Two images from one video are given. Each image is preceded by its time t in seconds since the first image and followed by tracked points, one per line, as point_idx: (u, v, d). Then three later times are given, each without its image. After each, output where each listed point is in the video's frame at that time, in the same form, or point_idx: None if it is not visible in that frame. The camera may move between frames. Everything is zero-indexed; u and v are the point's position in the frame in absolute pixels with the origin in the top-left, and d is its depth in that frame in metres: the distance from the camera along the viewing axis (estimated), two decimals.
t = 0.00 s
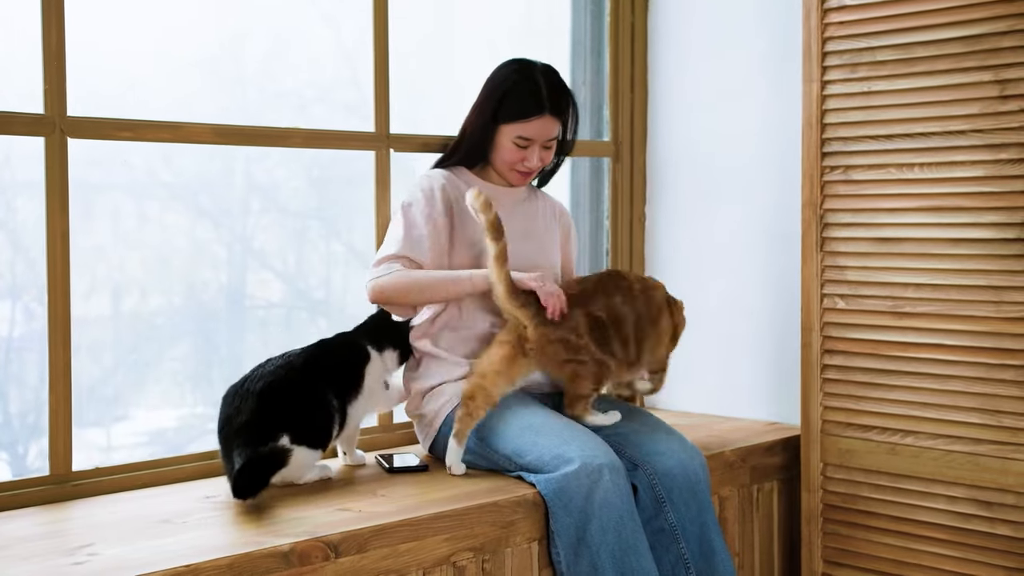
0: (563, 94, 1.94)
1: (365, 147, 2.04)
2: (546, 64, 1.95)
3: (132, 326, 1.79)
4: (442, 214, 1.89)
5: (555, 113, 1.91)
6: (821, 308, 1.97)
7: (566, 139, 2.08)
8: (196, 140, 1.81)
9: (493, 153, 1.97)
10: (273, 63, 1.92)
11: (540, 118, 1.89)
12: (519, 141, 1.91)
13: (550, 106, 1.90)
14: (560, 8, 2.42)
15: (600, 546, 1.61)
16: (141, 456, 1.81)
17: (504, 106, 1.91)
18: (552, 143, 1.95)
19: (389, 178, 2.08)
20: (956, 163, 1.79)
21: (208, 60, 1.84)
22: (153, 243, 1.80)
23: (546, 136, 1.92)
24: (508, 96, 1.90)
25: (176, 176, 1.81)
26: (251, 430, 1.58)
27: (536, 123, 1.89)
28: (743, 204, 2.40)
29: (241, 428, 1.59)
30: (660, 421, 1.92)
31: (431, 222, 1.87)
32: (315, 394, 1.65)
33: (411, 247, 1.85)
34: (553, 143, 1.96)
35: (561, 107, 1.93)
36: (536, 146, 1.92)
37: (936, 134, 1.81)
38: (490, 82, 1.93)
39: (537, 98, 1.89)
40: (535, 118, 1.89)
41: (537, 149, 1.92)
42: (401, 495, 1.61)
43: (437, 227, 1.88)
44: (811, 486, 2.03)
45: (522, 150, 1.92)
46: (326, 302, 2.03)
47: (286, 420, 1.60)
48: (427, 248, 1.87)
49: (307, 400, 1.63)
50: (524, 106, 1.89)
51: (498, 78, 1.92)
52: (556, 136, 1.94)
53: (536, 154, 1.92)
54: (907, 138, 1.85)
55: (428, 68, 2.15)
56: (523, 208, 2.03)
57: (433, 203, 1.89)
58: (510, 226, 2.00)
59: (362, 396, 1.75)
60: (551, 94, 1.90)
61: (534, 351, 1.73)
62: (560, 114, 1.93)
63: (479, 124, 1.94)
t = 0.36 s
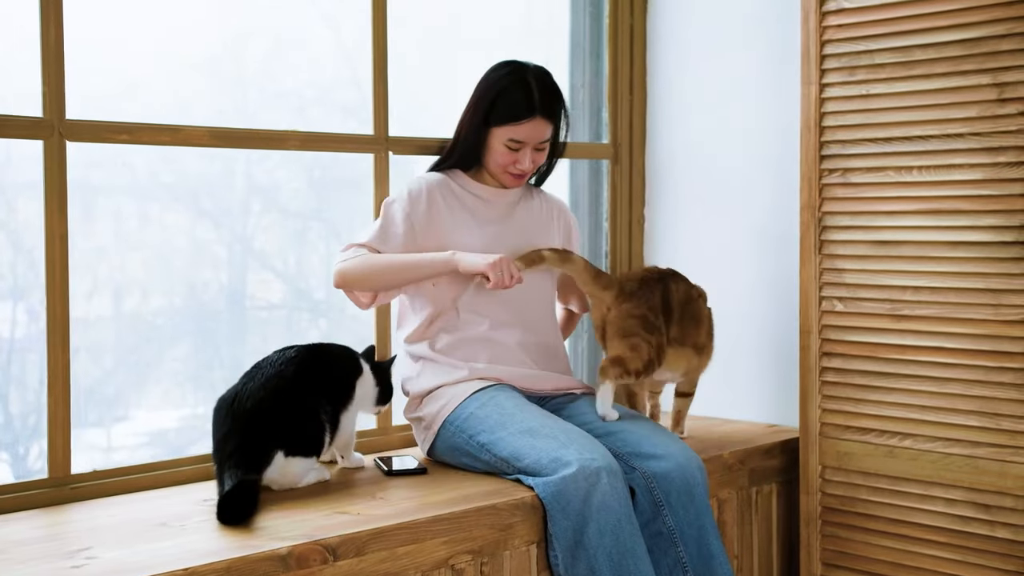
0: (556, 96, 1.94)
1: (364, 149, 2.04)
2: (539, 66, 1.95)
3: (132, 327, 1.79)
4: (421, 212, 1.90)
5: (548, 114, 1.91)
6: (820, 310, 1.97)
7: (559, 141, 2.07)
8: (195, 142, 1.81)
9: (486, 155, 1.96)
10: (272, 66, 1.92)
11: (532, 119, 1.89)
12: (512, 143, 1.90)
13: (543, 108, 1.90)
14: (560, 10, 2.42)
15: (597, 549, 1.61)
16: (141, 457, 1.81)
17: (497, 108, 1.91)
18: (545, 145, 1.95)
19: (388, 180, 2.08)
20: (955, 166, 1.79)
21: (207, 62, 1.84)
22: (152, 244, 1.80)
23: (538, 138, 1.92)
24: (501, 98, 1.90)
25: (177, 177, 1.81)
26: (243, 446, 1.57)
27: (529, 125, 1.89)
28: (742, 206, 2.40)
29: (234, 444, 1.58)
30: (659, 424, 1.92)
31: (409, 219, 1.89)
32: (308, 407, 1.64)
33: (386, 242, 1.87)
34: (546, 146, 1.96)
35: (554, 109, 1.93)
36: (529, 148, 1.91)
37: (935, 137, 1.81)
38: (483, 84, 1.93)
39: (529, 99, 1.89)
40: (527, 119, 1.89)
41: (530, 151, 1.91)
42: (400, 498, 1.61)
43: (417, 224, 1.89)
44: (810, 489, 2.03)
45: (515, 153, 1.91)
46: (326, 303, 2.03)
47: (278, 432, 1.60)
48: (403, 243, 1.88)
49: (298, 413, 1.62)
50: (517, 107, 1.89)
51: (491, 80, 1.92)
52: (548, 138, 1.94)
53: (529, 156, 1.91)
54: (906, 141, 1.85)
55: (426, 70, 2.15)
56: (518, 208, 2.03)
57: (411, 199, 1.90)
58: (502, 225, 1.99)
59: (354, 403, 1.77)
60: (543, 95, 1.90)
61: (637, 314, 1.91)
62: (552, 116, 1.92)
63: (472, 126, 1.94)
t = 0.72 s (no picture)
0: (553, 111, 1.93)
1: (367, 148, 2.04)
2: (541, 77, 1.94)
3: (132, 327, 1.78)
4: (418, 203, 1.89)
5: (540, 128, 1.90)
6: (823, 310, 1.97)
7: (561, 146, 2.04)
8: (199, 141, 1.82)
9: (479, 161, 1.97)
10: (276, 65, 1.92)
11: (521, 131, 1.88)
12: (499, 150, 1.90)
13: (533, 119, 1.89)
14: (563, 9, 2.42)
15: (602, 548, 1.62)
16: (142, 457, 1.80)
17: (491, 114, 1.91)
18: (537, 158, 1.94)
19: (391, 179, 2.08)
20: (959, 165, 1.79)
21: (211, 62, 1.85)
22: (153, 243, 1.79)
23: (526, 150, 1.90)
24: (496, 105, 1.91)
25: (178, 177, 1.81)
26: (249, 452, 1.57)
27: (518, 136, 1.89)
28: (745, 206, 2.40)
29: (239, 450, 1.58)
30: (663, 423, 1.91)
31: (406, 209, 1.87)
32: (312, 413, 1.65)
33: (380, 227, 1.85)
34: (538, 159, 1.94)
35: (548, 124, 1.91)
36: (515, 159, 1.90)
37: (939, 137, 1.81)
38: (484, 87, 1.94)
39: (521, 110, 1.88)
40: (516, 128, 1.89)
41: (515, 162, 1.90)
42: (404, 497, 1.61)
43: (413, 215, 1.88)
44: (814, 488, 2.03)
45: (502, 161, 1.91)
46: (326, 302, 2.03)
47: (284, 437, 1.60)
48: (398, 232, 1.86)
49: (303, 421, 1.63)
50: (508, 117, 1.89)
51: (490, 86, 1.93)
52: (539, 151, 1.92)
53: (513, 167, 1.90)
54: (910, 140, 1.85)
55: (430, 69, 2.15)
56: (521, 210, 2.03)
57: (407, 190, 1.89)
58: (504, 224, 2.00)
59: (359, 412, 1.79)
60: (537, 108, 1.89)
61: (717, 312, 2.12)
62: (545, 132, 1.91)
63: (469, 128, 1.95)
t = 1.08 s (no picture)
0: (557, 120, 1.91)
1: (372, 148, 2.05)
2: (549, 85, 1.93)
3: (133, 327, 1.79)
4: (420, 201, 1.89)
5: (542, 137, 1.88)
6: (828, 308, 1.97)
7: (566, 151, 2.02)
8: (204, 140, 1.83)
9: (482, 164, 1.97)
10: (281, 64, 1.93)
11: (522, 138, 1.88)
12: (500, 155, 1.90)
13: (536, 128, 1.88)
14: (567, 8, 2.42)
15: (608, 547, 1.62)
16: (142, 456, 1.80)
17: (495, 118, 1.91)
18: (539, 167, 1.93)
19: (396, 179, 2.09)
20: (963, 164, 1.79)
21: (216, 61, 1.85)
22: (153, 243, 1.80)
23: (528, 158, 1.89)
24: (501, 109, 1.91)
25: (178, 177, 1.81)
26: (256, 453, 1.57)
27: (519, 144, 1.88)
28: (749, 205, 2.41)
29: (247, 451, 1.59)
30: (668, 422, 1.92)
31: (408, 207, 1.88)
32: (319, 412, 1.65)
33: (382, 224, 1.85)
34: (541, 167, 1.93)
35: (551, 133, 1.90)
36: (515, 166, 1.90)
37: (944, 135, 1.82)
38: (491, 91, 1.94)
39: (524, 117, 1.88)
40: (518, 135, 1.88)
41: (515, 169, 1.90)
42: (409, 495, 1.62)
43: (416, 212, 1.88)
44: (818, 486, 2.03)
45: (503, 166, 1.91)
46: (327, 303, 2.03)
47: (291, 437, 1.60)
48: (401, 229, 1.87)
49: (310, 420, 1.63)
50: (511, 124, 1.88)
51: (497, 90, 1.93)
52: (541, 160, 1.91)
53: (512, 173, 1.90)
54: (915, 139, 1.85)
55: (434, 69, 2.16)
56: (527, 211, 2.03)
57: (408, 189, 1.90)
58: (509, 222, 2.00)
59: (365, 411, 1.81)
60: (541, 116, 1.88)
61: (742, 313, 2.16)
62: (547, 141, 1.89)
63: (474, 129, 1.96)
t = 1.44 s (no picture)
0: (554, 119, 1.91)
1: (370, 146, 2.06)
2: (548, 84, 1.93)
3: (126, 326, 1.78)
4: (416, 199, 1.88)
5: (538, 135, 1.88)
6: (825, 306, 1.98)
7: (563, 152, 2.02)
8: (203, 139, 1.83)
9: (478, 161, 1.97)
10: (278, 63, 1.93)
11: (518, 134, 1.87)
12: (495, 151, 1.90)
13: (531, 124, 1.87)
14: (564, 7, 2.42)
15: (606, 544, 1.62)
16: (135, 456, 1.80)
17: (492, 114, 1.91)
18: (534, 164, 1.92)
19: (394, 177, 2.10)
20: (961, 163, 1.80)
21: (214, 58, 1.85)
22: (147, 243, 1.79)
23: (522, 155, 1.89)
24: (498, 105, 1.91)
25: (170, 177, 1.81)
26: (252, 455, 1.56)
27: (513, 140, 1.88)
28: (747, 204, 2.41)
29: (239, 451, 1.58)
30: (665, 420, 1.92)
31: (406, 205, 1.86)
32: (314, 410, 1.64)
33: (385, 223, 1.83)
34: (535, 165, 1.92)
35: (547, 132, 1.90)
36: (509, 162, 1.89)
37: (941, 134, 1.82)
38: (491, 88, 1.94)
39: (520, 115, 1.87)
40: (513, 129, 1.87)
41: (509, 165, 1.89)
42: (408, 493, 1.62)
43: (412, 210, 1.87)
44: (815, 484, 2.04)
45: (497, 161, 1.91)
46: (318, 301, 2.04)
47: (286, 437, 1.59)
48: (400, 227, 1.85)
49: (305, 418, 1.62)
50: (508, 120, 1.88)
51: (496, 86, 1.93)
52: (535, 157, 1.90)
53: (506, 169, 1.89)
54: (912, 138, 1.85)
55: (431, 67, 2.16)
56: (525, 209, 2.04)
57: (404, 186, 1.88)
58: (504, 217, 2.00)
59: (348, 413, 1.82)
60: (537, 114, 1.88)
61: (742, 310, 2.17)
62: (542, 139, 1.89)
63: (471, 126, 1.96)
